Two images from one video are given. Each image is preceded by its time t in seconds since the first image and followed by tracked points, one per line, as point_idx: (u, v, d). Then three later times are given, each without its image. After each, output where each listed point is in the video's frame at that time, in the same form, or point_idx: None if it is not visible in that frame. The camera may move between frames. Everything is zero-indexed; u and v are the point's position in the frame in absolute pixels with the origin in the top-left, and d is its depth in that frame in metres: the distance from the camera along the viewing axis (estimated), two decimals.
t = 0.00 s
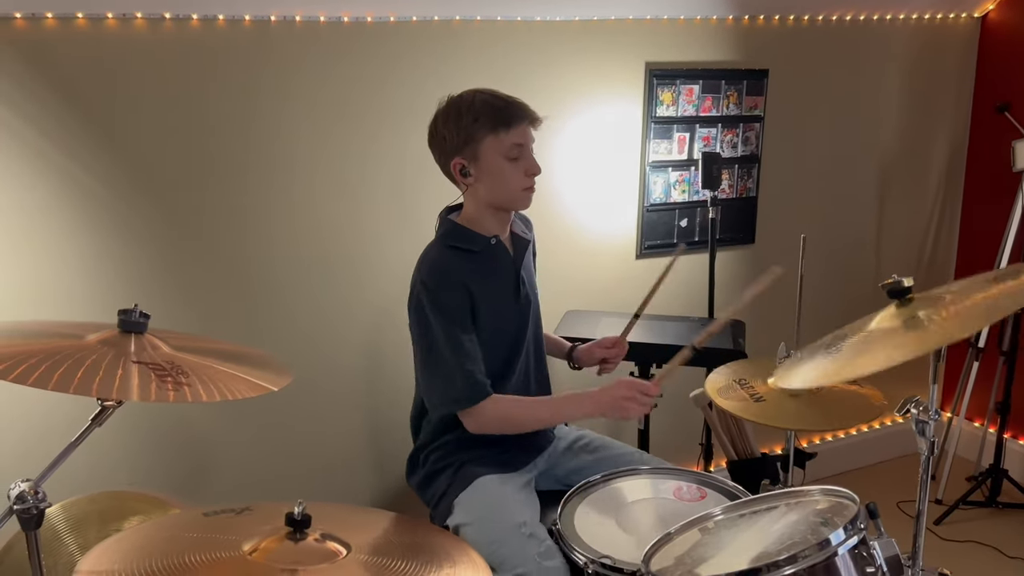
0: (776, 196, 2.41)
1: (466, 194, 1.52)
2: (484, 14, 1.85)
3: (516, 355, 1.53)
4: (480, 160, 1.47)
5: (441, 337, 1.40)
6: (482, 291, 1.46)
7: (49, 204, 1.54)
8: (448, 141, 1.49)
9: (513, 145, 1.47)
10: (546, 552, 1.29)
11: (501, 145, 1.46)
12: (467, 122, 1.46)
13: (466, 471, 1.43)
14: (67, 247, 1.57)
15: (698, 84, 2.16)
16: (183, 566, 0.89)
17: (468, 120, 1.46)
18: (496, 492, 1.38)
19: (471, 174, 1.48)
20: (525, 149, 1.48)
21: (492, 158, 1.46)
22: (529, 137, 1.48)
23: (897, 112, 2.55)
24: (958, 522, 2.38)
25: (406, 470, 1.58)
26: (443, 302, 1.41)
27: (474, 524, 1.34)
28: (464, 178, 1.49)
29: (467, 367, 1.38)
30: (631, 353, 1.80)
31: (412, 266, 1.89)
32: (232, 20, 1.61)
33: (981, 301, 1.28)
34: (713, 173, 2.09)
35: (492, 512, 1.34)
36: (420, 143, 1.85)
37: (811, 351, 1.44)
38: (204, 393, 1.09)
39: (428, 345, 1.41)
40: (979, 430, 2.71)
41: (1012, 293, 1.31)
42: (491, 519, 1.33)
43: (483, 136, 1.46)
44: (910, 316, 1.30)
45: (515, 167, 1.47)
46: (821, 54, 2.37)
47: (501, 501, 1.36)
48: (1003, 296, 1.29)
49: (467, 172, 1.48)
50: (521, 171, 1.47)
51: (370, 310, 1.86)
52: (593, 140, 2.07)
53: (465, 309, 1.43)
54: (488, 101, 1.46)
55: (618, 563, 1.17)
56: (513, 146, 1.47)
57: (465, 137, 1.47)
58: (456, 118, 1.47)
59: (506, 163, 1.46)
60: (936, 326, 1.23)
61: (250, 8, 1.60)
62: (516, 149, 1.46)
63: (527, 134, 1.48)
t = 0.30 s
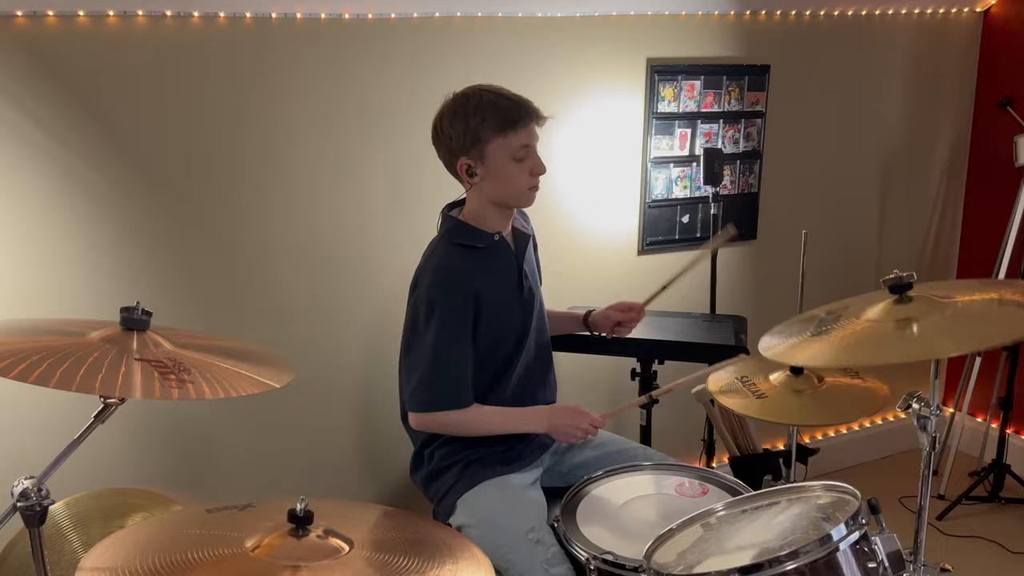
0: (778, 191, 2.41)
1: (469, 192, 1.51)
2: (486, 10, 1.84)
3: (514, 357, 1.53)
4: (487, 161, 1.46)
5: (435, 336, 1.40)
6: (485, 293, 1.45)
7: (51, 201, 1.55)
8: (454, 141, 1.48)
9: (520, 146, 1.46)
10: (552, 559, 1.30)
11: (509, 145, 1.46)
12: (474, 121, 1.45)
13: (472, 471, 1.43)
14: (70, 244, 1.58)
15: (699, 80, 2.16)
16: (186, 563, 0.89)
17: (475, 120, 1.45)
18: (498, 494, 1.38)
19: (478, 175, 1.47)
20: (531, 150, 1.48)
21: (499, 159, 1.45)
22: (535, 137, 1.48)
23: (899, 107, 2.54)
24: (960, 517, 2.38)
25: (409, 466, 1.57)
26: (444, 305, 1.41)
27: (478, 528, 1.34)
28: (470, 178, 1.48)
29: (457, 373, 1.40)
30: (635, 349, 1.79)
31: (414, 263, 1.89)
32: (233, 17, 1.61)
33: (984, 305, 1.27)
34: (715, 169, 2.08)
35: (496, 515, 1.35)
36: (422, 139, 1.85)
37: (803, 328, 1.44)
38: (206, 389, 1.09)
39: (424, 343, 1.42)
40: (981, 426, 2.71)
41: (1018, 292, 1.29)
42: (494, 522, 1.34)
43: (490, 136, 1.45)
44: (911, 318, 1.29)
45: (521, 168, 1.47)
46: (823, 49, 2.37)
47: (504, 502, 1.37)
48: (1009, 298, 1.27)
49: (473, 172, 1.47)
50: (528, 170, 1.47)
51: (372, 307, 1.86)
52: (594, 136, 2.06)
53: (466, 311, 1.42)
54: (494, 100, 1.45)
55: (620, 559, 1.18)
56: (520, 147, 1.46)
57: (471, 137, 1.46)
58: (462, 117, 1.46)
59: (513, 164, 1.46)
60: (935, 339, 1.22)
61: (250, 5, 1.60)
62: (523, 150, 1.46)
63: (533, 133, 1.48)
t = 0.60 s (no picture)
0: (779, 189, 2.40)
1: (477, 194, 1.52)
2: (486, 8, 1.84)
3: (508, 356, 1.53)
4: (501, 170, 1.45)
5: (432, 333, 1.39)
6: (480, 290, 1.46)
7: (52, 201, 1.55)
8: (468, 146, 1.47)
9: (536, 159, 1.46)
10: (549, 531, 1.31)
11: (525, 158, 1.44)
12: (491, 130, 1.44)
13: (468, 461, 1.44)
14: (71, 243, 1.58)
15: (700, 77, 2.15)
16: (187, 561, 0.90)
17: (493, 128, 1.44)
18: (498, 481, 1.38)
19: (489, 181, 1.47)
20: (546, 164, 1.47)
21: (514, 170, 1.45)
22: (552, 152, 1.47)
23: (900, 104, 2.54)
24: (961, 514, 2.38)
25: (409, 463, 1.57)
26: (440, 299, 1.41)
27: (479, 512, 1.34)
28: (482, 184, 1.48)
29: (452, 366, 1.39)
30: (634, 347, 1.80)
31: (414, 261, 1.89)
32: (233, 16, 1.61)
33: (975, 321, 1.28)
34: (715, 167, 2.08)
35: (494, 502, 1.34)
36: (422, 138, 1.85)
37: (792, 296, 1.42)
38: (207, 388, 1.10)
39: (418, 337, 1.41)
40: (982, 422, 2.71)
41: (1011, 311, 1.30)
42: (494, 506, 1.34)
43: (506, 147, 1.44)
44: (904, 319, 1.29)
45: (534, 180, 1.47)
46: (823, 46, 2.36)
47: (504, 489, 1.36)
48: (1003, 318, 1.28)
49: (486, 179, 1.47)
50: (540, 183, 1.47)
51: (372, 305, 1.86)
52: (594, 134, 2.06)
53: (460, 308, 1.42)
54: (514, 111, 1.44)
55: (621, 557, 1.18)
56: (535, 161, 1.45)
57: (487, 145, 1.44)
58: (480, 122, 1.45)
59: (526, 176, 1.46)
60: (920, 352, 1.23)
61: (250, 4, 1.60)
62: (538, 164, 1.46)
63: (551, 148, 1.47)
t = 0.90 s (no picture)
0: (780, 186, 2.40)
1: (470, 187, 1.51)
2: (486, 6, 1.84)
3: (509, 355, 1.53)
4: (492, 156, 1.46)
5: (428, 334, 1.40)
6: (479, 291, 1.45)
7: (52, 200, 1.55)
8: (460, 135, 1.48)
9: (525, 144, 1.47)
10: (555, 543, 1.31)
11: (516, 142, 1.46)
12: (482, 117, 1.45)
13: (474, 461, 1.43)
14: (71, 242, 1.58)
15: (700, 75, 2.15)
16: (187, 560, 0.90)
17: (483, 115, 1.45)
18: (501, 484, 1.39)
19: (481, 169, 1.47)
20: (536, 150, 1.48)
21: (505, 155, 1.45)
22: (541, 138, 1.48)
23: (901, 101, 2.54)
24: (962, 512, 2.38)
25: (412, 461, 1.57)
26: (438, 302, 1.41)
27: (482, 516, 1.35)
28: (474, 173, 1.48)
29: (449, 368, 1.40)
30: (635, 346, 1.80)
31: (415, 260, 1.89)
32: (233, 14, 1.61)
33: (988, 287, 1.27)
34: (716, 164, 2.08)
35: (497, 505, 1.35)
36: (422, 138, 1.85)
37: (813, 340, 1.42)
38: (208, 387, 1.10)
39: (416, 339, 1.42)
40: (984, 420, 2.71)
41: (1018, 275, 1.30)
42: (498, 512, 1.34)
43: (497, 132, 1.45)
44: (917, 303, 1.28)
45: (525, 166, 1.47)
46: (824, 43, 2.36)
47: (508, 493, 1.37)
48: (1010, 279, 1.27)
49: (477, 166, 1.47)
50: (532, 169, 1.47)
51: (372, 304, 1.86)
52: (595, 131, 2.06)
53: (459, 310, 1.42)
54: (503, 99, 1.46)
55: (622, 555, 1.18)
56: (526, 145, 1.46)
57: (479, 131, 1.45)
58: (469, 112, 1.46)
59: (518, 161, 1.46)
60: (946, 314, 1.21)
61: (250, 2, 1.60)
62: (529, 148, 1.46)
63: (540, 135, 1.48)
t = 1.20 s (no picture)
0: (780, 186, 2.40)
1: (466, 186, 1.52)
2: (485, 6, 1.84)
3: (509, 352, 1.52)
4: (485, 156, 1.46)
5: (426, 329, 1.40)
6: (477, 287, 1.45)
7: (51, 201, 1.55)
8: (454, 135, 1.48)
9: (519, 145, 1.46)
10: (555, 551, 1.30)
11: (508, 144, 1.45)
12: (474, 118, 1.45)
13: (471, 466, 1.43)
14: (70, 243, 1.58)
15: (700, 74, 2.15)
16: (187, 561, 0.90)
17: (476, 116, 1.45)
18: (499, 488, 1.39)
19: (474, 169, 1.47)
20: (531, 151, 1.47)
21: (498, 156, 1.45)
22: (535, 137, 1.48)
23: (900, 101, 2.54)
24: (963, 511, 2.38)
25: (411, 463, 1.57)
26: (435, 296, 1.41)
27: (480, 521, 1.34)
28: (467, 172, 1.49)
29: (448, 363, 1.40)
30: (636, 346, 1.79)
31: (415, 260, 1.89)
32: (232, 14, 1.61)
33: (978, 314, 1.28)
34: (716, 163, 2.08)
35: (495, 510, 1.35)
36: (422, 138, 1.85)
37: (794, 301, 1.43)
38: (207, 388, 1.10)
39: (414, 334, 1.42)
40: (984, 419, 2.70)
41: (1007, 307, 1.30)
42: (497, 517, 1.34)
43: (489, 133, 1.45)
44: (904, 316, 1.28)
45: (519, 167, 1.46)
46: (823, 43, 2.36)
47: (506, 496, 1.37)
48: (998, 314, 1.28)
49: (470, 166, 1.48)
50: (525, 170, 1.47)
51: (371, 304, 1.86)
52: (595, 131, 2.06)
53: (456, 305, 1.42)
54: (496, 99, 1.45)
55: (621, 556, 1.18)
56: (519, 146, 1.46)
57: (471, 132, 1.45)
58: (463, 112, 1.46)
59: (511, 162, 1.46)
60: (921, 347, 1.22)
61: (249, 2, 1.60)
62: (522, 150, 1.46)
63: (533, 135, 1.47)
